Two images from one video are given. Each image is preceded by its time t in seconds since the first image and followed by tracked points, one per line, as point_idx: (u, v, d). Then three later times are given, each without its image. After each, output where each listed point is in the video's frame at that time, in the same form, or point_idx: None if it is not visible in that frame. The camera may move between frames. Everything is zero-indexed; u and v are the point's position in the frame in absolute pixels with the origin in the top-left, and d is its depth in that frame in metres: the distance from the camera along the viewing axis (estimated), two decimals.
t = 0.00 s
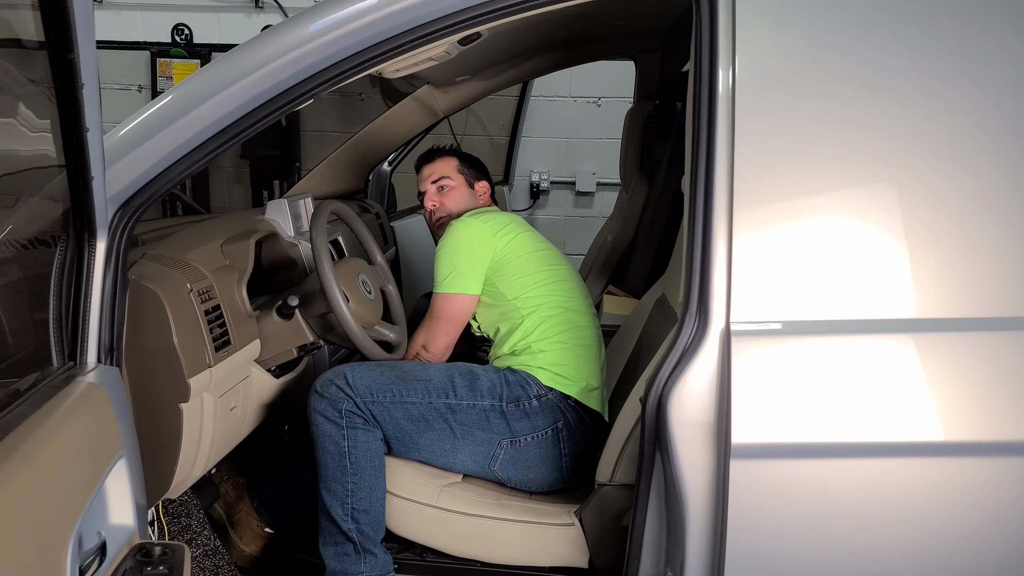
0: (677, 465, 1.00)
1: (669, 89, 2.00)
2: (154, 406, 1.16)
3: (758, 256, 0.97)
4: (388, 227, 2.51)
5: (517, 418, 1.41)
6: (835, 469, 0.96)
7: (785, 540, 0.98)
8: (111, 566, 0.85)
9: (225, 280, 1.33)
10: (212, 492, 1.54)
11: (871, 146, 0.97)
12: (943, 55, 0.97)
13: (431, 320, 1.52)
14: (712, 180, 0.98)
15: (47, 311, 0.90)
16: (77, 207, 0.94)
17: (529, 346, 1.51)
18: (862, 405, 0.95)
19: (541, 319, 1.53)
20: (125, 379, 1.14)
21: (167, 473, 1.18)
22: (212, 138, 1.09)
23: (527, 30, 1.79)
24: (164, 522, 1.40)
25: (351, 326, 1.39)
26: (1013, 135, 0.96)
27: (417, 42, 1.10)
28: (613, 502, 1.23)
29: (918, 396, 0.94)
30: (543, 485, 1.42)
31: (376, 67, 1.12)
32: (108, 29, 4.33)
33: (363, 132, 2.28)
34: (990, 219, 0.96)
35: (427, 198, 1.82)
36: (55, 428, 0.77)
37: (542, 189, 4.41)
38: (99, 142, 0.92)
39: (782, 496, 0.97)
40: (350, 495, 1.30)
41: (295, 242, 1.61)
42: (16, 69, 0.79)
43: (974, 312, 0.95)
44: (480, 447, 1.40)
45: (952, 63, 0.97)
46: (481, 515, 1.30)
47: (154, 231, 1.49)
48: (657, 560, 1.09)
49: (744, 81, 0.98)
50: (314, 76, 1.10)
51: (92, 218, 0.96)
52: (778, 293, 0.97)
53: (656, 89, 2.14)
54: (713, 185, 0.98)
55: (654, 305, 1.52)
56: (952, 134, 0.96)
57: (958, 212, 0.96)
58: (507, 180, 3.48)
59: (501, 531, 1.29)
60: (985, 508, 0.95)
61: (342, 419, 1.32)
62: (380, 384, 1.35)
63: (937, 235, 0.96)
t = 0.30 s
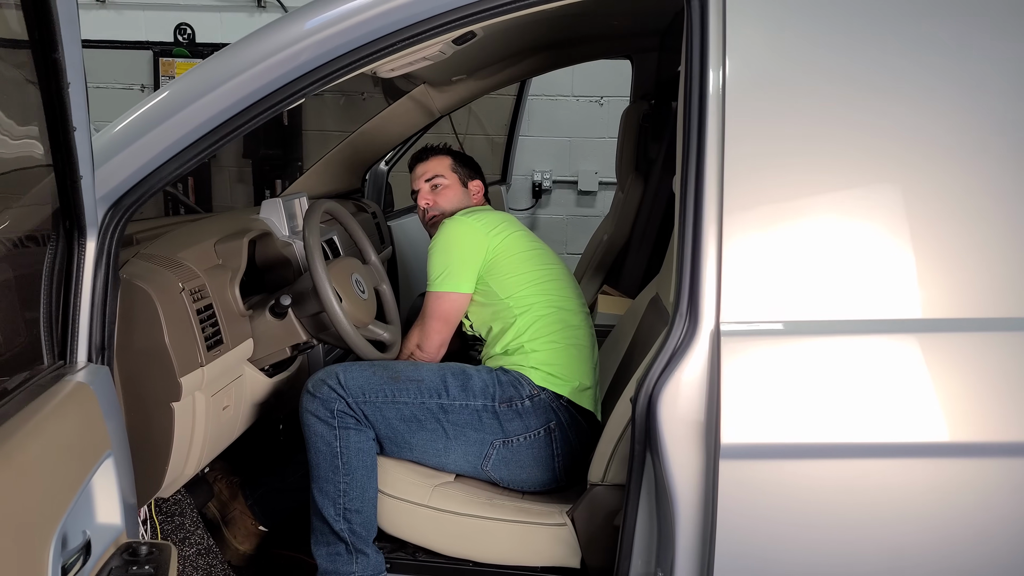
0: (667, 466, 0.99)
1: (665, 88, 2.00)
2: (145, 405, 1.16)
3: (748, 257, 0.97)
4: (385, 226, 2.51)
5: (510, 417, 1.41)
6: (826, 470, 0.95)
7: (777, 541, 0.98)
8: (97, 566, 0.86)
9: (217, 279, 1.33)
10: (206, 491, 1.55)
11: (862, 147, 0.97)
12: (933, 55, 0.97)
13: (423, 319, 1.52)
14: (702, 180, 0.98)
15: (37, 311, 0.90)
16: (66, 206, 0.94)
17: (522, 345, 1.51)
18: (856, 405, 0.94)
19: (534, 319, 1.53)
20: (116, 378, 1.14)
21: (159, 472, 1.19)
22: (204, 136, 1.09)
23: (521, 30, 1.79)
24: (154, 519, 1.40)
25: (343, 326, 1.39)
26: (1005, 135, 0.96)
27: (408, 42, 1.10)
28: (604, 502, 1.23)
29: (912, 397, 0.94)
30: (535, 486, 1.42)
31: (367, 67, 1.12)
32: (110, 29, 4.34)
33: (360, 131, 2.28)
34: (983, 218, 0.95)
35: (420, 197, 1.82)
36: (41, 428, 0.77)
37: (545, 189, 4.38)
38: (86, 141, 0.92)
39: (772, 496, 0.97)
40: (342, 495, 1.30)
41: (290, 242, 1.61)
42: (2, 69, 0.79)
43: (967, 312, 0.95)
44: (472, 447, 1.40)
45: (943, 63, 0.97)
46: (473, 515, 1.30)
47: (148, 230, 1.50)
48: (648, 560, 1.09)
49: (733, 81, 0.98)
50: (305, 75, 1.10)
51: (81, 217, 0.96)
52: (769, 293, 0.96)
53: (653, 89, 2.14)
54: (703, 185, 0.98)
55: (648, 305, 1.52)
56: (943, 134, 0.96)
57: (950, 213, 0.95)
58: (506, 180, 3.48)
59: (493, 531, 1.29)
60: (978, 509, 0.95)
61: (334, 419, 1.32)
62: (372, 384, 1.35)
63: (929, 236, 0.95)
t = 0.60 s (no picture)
0: (665, 466, 0.99)
1: (665, 89, 2.00)
2: (143, 405, 1.16)
3: (747, 258, 0.96)
4: (386, 226, 2.50)
5: (509, 418, 1.41)
6: (825, 472, 0.95)
7: (775, 542, 0.97)
8: (93, 566, 0.86)
9: (215, 278, 1.33)
10: (203, 491, 1.55)
11: (861, 147, 0.97)
12: (933, 56, 0.96)
13: (423, 319, 1.52)
14: (700, 180, 0.98)
15: (35, 310, 0.90)
16: (63, 206, 0.94)
17: (522, 346, 1.51)
18: (857, 407, 0.94)
19: (534, 319, 1.53)
20: (114, 378, 1.14)
21: (157, 472, 1.18)
22: (203, 136, 1.09)
23: (522, 30, 1.79)
24: (152, 522, 1.39)
25: (342, 326, 1.39)
26: (1005, 136, 0.96)
27: (407, 43, 1.10)
28: (603, 503, 1.23)
29: (913, 398, 0.94)
30: (534, 486, 1.42)
31: (366, 67, 1.12)
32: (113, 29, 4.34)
33: (360, 131, 2.28)
34: (984, 220, 0.95)
35: (423, 196, 1.81)
36: (37, 429, 0.77)
37: (545, 189, 4.39)
38: (83, 141, 0.92)
39: (771, 498, 0.96)
40: (340, 496, 1.30)
41: (289, 242, 1.61)
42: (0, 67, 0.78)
43: (967, 313, 0.94)
44: (471, 448, 1.40)
45: (943, 64, 0.96)
46: (471, 515, 1.30)
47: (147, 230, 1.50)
48: (646, 561, 1.09)
49: (732, 82, 0.97)
50: (304, 75, 1.10)
51: (79, 217, 0.96)
52: (768, 294, 0.96)
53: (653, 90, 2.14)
54: (700, 185, 0.98)
55: (647, 305, 1.52)
56: (944, 135, 0.96)
57: (950, 213, 0.95)
58: (507, 180, 3.48)
59: (492, 531, 1.29)
60: (979, 511, 0.95)
61: (333, 419, 1.32)
62: (371, 385, 1.34)
63: (929, 236, 0.95)
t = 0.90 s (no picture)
0: (668, 466, 0.99)
1: (667, 90, 2.00)
2: (148, 405, 1.16)
3: (751, 258, 0.96)
4: (387, 227, 2.51)
5: (513, 419, 1.41)
6: (828, 472, 0.95)
7: (779, 543, 0.97)
8: (100, 566, 0.86)
9: (219, 279, 1.33)
10: (207, 491, 1.56)
11: (865, 148, 0.97)
12: (936, 57, 0.97)
13: (425, 319, 1.52)
14: (704, 181, 0.98)
15: (40, 310, 0.91)
16: (69, 207, 0.94)
17: (525, 346, 1.51)
18: (860, 406, 0.94)
19: (538, 320, 1.53)
20: (118, 378, 1.14)
21: (161, 472, 1.19)
22: (207, 138, 1.09)
23: (524, 31, 1.79)
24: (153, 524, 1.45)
25: (345, 327, 1.39)
26: (1008, 137, 0.96)
27: (411, 44, 1.10)
28: (606, 504, 1.23)
29: (916, 398, 0.94)
30: (538, 487, 1.42)
31: (370, 68, 1.13)
32: (115, 30, 4.35)
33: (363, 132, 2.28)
34: (986, 220, 0.95)
35: (426, 197, 1.81)
36: (42, 429, 0.77)
37: (546, 189, 4.40)
38: (89, 142, 0.93)
39: (774, 498, 0.96)
40: (344, 497, 1.30)
41: (292, 243, 1.61)
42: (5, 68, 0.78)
43: (971, 313, 0.95)
44: (475, 449, 1.40)
45: (946, 64, 0.96)
46: (475, 515, 1.30)
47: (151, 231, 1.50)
48: (649, 561, 1.09)
49: (736, 83, 0.98)
50: (308, 77, 1.10)
51: (84, 218, 0.96)
52: (772, 294, 0.96)
53: (654, 91, 2.14)
54: (704, 186, 0.98)
55: (650, 306, 1.52)
56: (946, 136, 0.96)
57: (952, 214, 0.95)
58: (508, 181, 3.48)
59: (495, 532, 1.29)
60: (982, 512, 0.95)
61: (337, 420, 1.32)
62: (375, 385, 1.35)
63: (932, 236, 0.95)
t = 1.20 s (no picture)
0: (675, 466, 0.99)
1: (670, 89, 2.00)
2: (154, 404, 1.16)
3: (759, 257, 0.96)
4: (390, 226, 2.50)
5: (520, 419, 1.41)
6: (837, 471, 0.95)
7: (787, 541, 0.97)
8: (110, 566, 0.87)
9: (225, 279, 1.33)
10: (211, 490, 1.57)
11: (872, 145, 0.96)
12: (945, 55, 0.96)
13: (430, 319, 1.52)
14: (712, 179, 0.98)
15: (46, 309, 0.90)
16: (76, 206, 0.94)
17: (531, 345, 1.51)
18: (868, 406, 0.94)
19: (544, 319, 1.53)
20: (124, 378, 1.14)
21: (167, 472, 1.19)
22: (214, 136, 1.09)
23: (528, 30, 1.79)
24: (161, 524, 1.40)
25: (351, 326, 1.39)
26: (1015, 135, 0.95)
27: (416, 43, 1.10)
28: (612, 502, 1.23)
29: (925, 397, 0.93)
30: (544, 486, 1.42)
31: (376, 67, 1.12)
32: (116, 29, 4.35)
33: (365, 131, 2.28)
34: (993, 216, 0.95)
35: (431, 195, 1.81)
36: (52, 427, 0.77)
37: (547, 188, 4.39)
38: (97, 141, 0.92)
39: (782, 497, 0.96)
40: (351, 496, 1.30)
41: (296, 241, 1.61)
42: (14, 66, 0.78)
43: (979, 313, 0.94)
44: (482, 448, 1.40)
45: (952, 63, 0.96)
46: (482, 515, 1.30)
47: (155, 229, 1.50)
48: (656, 560, 1.09)
49: (743, 81, 0.97)
50: (314, 75, 1.10)
51: (92, 217, 0.96)
52: (780, 292, 0.96)
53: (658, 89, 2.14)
54: (712, 185, 0.98)
55: (654, 305, 1.52)
56: (954, 134, 0.96)
57: (961, 212, 0.95)
58: (510, 180, 3.48)
59: (501, 530, 1.29)
60: (990, 512, 0.94)
61: (344, 420, 1.32)
62: (383, 385, 1.35)
63: (941, 235, 0.95)
